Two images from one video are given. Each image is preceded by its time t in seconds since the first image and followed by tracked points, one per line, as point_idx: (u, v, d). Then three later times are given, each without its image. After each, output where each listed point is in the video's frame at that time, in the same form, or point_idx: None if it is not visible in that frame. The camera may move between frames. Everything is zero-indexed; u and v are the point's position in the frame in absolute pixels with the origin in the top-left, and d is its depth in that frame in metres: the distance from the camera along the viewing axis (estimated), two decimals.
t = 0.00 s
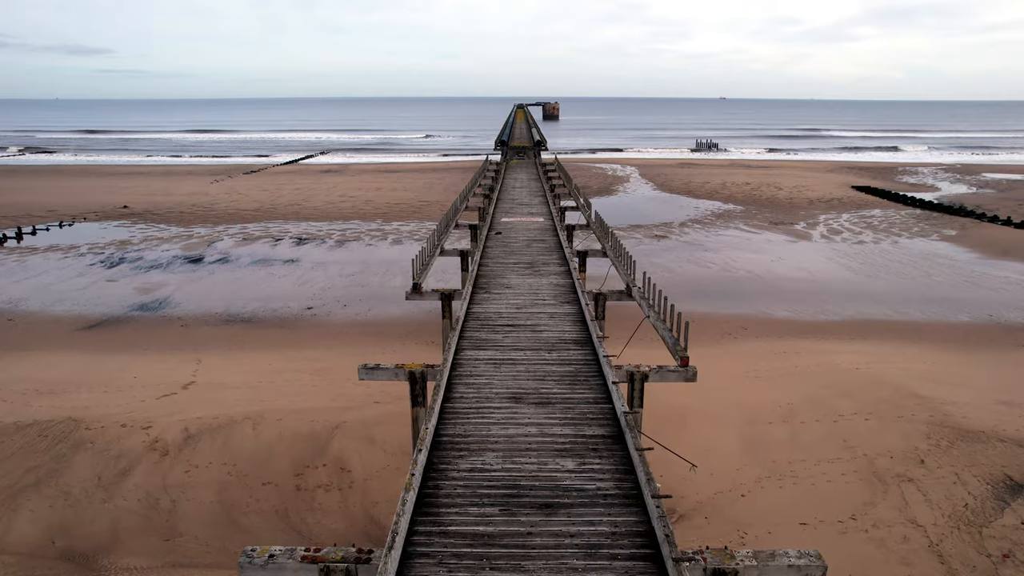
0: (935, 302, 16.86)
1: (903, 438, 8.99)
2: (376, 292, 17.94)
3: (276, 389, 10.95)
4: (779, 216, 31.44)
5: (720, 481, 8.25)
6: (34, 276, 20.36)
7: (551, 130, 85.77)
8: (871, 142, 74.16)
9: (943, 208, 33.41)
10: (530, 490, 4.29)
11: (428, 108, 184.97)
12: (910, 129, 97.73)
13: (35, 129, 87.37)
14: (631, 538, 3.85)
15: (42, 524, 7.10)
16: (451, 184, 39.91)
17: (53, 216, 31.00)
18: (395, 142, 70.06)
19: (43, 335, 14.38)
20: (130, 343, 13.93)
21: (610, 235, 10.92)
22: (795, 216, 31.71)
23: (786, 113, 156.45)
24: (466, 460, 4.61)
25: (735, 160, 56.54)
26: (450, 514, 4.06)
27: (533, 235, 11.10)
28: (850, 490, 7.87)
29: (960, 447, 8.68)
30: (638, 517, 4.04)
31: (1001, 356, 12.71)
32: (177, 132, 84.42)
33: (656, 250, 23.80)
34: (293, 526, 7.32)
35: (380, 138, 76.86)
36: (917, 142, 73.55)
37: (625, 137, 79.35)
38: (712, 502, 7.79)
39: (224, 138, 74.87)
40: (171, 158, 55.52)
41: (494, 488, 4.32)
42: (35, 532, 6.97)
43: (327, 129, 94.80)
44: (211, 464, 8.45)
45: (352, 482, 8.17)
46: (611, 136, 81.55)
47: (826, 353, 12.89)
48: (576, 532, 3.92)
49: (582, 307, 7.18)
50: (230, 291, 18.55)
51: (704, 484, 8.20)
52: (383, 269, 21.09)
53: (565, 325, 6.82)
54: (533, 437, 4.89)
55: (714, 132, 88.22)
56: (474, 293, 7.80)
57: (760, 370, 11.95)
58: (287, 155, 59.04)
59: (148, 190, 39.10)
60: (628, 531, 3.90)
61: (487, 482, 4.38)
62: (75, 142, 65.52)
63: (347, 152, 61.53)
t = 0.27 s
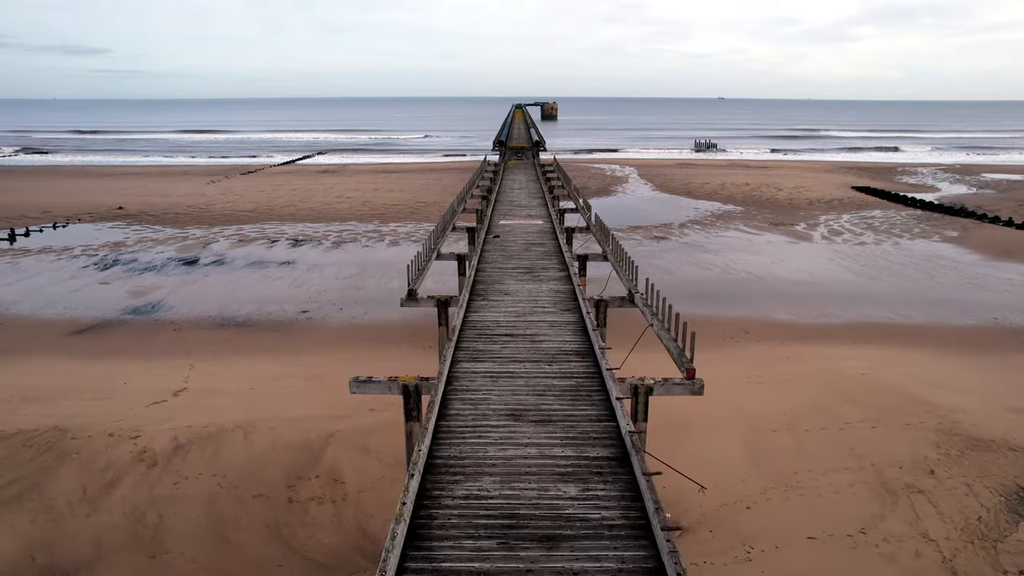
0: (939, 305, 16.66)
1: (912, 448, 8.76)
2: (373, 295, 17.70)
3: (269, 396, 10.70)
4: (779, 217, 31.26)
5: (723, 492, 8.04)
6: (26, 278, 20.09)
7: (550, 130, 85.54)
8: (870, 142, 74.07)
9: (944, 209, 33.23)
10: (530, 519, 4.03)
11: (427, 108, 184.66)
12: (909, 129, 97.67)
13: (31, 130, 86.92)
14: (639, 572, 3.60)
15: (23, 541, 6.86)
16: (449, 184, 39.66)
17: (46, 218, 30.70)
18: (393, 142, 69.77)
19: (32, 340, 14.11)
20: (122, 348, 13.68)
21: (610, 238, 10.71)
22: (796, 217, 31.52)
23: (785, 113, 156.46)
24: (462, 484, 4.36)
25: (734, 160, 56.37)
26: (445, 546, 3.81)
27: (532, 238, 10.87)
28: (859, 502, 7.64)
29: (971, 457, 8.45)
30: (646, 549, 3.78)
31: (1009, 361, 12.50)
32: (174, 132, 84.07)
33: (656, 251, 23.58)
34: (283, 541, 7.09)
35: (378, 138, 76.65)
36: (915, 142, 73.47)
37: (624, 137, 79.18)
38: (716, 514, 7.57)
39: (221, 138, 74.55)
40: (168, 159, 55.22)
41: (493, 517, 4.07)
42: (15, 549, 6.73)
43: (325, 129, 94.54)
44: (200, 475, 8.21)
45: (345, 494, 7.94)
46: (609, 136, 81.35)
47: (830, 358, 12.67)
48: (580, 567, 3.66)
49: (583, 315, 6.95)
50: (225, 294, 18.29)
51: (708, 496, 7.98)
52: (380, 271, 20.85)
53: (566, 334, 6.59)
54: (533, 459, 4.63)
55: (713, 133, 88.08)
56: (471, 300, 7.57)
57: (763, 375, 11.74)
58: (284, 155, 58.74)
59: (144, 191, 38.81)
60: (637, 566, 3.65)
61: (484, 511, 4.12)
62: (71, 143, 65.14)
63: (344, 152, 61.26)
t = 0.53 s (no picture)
0: (943, 309, 16.46)
1: (922, 457, 8.53)
2: (370, 298, 17.44)
3: (262, 403, 10.45)
4: (780, 218, 31.05)
5: (729, 503, 7.82)
6: (18, 281, 19.83)
7: (549, 130, 85.32)
8: (870, 142, 73.95)
9: (946, 210, 33.05)
10: (531, 553, 3.78)
11: (425, 108, 184.24)
12: (908, 129, 97.57)
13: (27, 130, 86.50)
14: None
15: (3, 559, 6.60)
16: (447, 185, 39.42)
17: (41, 219, 30.41)
18: (392, 142, 69.49)
19: (22, 345, 13.86)
20: (113, 352, 13.42)
21: (612, 242, 10.49)
22: (796, 217, 31.33)
23: (785, 113, 156.39)
24: (458, 513, 4.10)
25: (734, 160, 56.19)
26: None
27: (531, 242, 10.64)
28: (869, 516, 7.40)
29: (983, 467, 8.23)
30: None
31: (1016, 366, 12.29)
32: (172, 133, 83.69)
33: (656, 253, 23.37)
34: (274, 557, 6.85)
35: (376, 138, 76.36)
36: (915, 142, 73.36)
37: (623, 137, 78.98)
38: (721, 527, 7.35)
39: (218, 139, 74.25)
40: (164, 159, 54.90)
41: (491, 550, 3.81)
42: None
43: (323, 129, 94.23)
44: (189, 487, 7.95)
45: (339, 507, 7.70)
46: (608, 136, 81.17)
47: (835, 363, 12.47)
48: None
49: (585, 324, 6.71)
50: (220, 297, 18.05)
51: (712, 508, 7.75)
52: (378, 273, 20.61)
53: (568, 345, 6.35)
54: (534, 485, 4.37)
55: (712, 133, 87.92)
56: (468, 307, 7.33)
57: (767, 381, 11.50)
58: (282, 155, 58.47)
59: (140, 192, 38.54)
60: None
61: (482, 543, 3.87)
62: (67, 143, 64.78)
63: (342, 152, 60.98)
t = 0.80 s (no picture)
0: (949, 312, 16.24)
1: (934, 468, 8.28)
2: (367, 301, 17.17)
3: (256, 412, 10.19)
4: (781, 219, 30.84)
5: (736, 516, 7.56)
6: (10, 284, 19.54)
7: (548, 130, 85.08)
8: (870, 142, 73.78)
9: (947, 210, 32.85)
10: None
11: (424, 108, 183.93)
12: (908, 129, 97.47)
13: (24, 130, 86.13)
14: None
15: None
16: (446, 186, 39.17)
17: (35, 220, 30.11)
18: (390, 143, 69.23)
19: (11, 350, 13.58)
20: (104, 358, 13.14)
21: (614, 246, 10.25)
22: (797, 218, 31.13)
23: (784, 113, 156.23)
24: (453, 547, 3.82)
25: (734, 160, 56.01)
26: None
27: (531, 246, 10.39)
28: (882, 531, 7.14)
29: (997, 478, 7.98)
30: None
31: None
32: (169, 133, 83.38)
33: (657, 254, 23.13)
34: None
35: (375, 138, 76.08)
36: (915, 142, 73.24)
37: (622, 137, 78.78)
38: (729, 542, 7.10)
39: (216, 139, 73.98)
40: (161, 159, 54.59)
41: None
42: None
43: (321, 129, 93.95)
44: (178, 500, 7.68)
45: (332, 521, 7.44)
46: (607, 137, 80.99)
47: (841, 368, 12.23)
48: None
49: (588, 335, 6.46)
50: (215, 300, 17.78)
51: (719, 522, 7.49)
52: (375, 275, 20.35)
53: (570, 358, 6.11)
54: (536, 514, 4.10)
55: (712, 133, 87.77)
56: (466, 316, 7.09)
57: (770, 388, 11.27)
58: (280, 156, 58.19)
59: (136, 192, 38.24)
60: None
61: None
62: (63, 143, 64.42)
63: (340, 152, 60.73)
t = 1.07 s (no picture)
0: (955, 316, 16.01)
1: (947, 480, 8.03)
2: (364, 305, 16.92)
3: (249, 421, 9.93)
4: (782, 220, 30.61)
5: (744, 531, 7.31)
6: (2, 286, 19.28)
7: (547, 130, 84.85)
8: (870, 142, 73.59)
9: (950, 211, 32.64)
10: None
11: (423, 108, 183.83)
12: (908, 129, 97.33)
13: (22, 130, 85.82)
14: None
15: None
16: (445, 186, 38.92)
17: (30, 221, 29.84)
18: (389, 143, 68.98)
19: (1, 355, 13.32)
20: (95, 363, 12.88)
21: (617, 250, 10.00)
22: (799, 219, 30.91)
23: (784, 113, 156.05)
24: None
25: (734, 160, 55.81)
26: None
27: (531, 250, 10.13)
28: (895, 548, 6.89)
29: (1013, 490, 7.74)
30: None
31: None
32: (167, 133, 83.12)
33: (658, 256, 22.88)
34: None
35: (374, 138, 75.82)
36: (915, 142, 73.07)
37: (622, 137, 78.53)
38: (736, 559, 6.86)
39: (214, 139, 73.70)
40: (158, 159, 54.28)
41: None
42: None
43: (320, 129, 93.65)
44: (166, 515, 7.43)
45: (326, 536, 7.19)
46: (607, 137, 80.79)
47: (848, 374, 11.99)
48: None
49: (591, 347, 6.20)
50: (210, 303, 17.52)
51: (725, 538, 7.23)
52: (373, 278, 20.10)
53: (572, 371, 5.86)
54: (538, 549, 3.81)
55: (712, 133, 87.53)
56: (463, 325, 6.82)
57: (776, 395, 11.03)
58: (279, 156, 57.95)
59: (133, 193, 37.97)
60: None
61: None
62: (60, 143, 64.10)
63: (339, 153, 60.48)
